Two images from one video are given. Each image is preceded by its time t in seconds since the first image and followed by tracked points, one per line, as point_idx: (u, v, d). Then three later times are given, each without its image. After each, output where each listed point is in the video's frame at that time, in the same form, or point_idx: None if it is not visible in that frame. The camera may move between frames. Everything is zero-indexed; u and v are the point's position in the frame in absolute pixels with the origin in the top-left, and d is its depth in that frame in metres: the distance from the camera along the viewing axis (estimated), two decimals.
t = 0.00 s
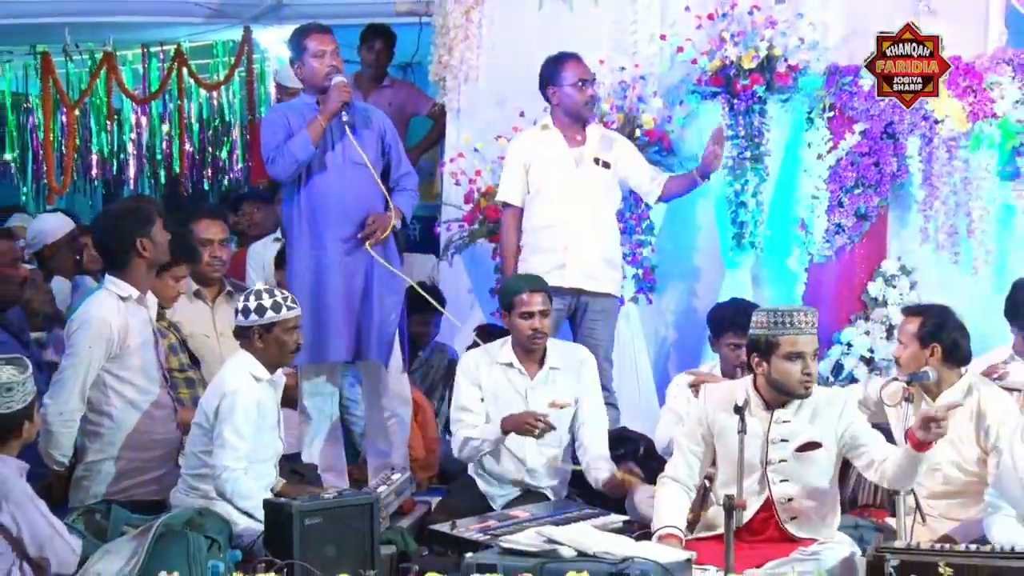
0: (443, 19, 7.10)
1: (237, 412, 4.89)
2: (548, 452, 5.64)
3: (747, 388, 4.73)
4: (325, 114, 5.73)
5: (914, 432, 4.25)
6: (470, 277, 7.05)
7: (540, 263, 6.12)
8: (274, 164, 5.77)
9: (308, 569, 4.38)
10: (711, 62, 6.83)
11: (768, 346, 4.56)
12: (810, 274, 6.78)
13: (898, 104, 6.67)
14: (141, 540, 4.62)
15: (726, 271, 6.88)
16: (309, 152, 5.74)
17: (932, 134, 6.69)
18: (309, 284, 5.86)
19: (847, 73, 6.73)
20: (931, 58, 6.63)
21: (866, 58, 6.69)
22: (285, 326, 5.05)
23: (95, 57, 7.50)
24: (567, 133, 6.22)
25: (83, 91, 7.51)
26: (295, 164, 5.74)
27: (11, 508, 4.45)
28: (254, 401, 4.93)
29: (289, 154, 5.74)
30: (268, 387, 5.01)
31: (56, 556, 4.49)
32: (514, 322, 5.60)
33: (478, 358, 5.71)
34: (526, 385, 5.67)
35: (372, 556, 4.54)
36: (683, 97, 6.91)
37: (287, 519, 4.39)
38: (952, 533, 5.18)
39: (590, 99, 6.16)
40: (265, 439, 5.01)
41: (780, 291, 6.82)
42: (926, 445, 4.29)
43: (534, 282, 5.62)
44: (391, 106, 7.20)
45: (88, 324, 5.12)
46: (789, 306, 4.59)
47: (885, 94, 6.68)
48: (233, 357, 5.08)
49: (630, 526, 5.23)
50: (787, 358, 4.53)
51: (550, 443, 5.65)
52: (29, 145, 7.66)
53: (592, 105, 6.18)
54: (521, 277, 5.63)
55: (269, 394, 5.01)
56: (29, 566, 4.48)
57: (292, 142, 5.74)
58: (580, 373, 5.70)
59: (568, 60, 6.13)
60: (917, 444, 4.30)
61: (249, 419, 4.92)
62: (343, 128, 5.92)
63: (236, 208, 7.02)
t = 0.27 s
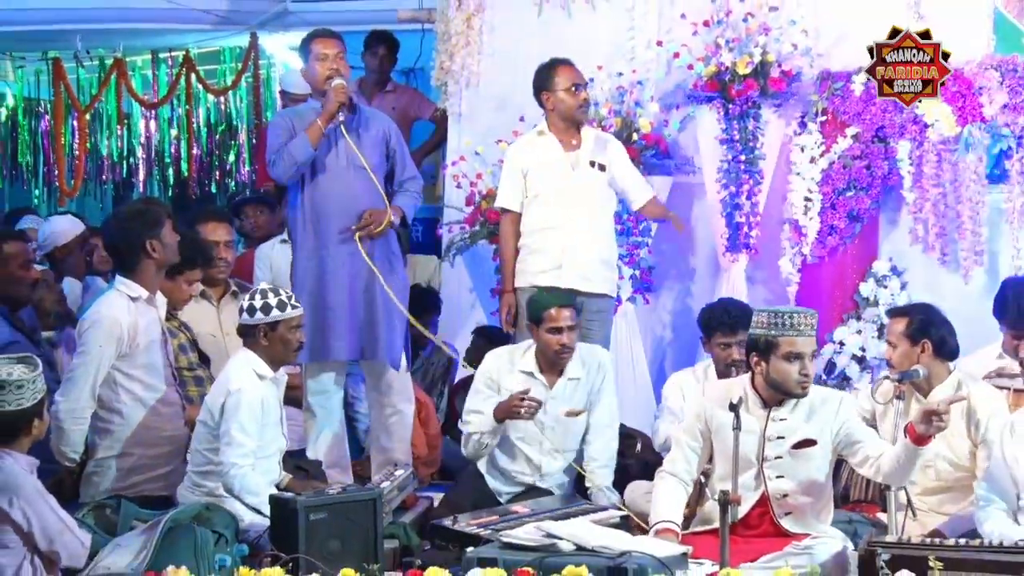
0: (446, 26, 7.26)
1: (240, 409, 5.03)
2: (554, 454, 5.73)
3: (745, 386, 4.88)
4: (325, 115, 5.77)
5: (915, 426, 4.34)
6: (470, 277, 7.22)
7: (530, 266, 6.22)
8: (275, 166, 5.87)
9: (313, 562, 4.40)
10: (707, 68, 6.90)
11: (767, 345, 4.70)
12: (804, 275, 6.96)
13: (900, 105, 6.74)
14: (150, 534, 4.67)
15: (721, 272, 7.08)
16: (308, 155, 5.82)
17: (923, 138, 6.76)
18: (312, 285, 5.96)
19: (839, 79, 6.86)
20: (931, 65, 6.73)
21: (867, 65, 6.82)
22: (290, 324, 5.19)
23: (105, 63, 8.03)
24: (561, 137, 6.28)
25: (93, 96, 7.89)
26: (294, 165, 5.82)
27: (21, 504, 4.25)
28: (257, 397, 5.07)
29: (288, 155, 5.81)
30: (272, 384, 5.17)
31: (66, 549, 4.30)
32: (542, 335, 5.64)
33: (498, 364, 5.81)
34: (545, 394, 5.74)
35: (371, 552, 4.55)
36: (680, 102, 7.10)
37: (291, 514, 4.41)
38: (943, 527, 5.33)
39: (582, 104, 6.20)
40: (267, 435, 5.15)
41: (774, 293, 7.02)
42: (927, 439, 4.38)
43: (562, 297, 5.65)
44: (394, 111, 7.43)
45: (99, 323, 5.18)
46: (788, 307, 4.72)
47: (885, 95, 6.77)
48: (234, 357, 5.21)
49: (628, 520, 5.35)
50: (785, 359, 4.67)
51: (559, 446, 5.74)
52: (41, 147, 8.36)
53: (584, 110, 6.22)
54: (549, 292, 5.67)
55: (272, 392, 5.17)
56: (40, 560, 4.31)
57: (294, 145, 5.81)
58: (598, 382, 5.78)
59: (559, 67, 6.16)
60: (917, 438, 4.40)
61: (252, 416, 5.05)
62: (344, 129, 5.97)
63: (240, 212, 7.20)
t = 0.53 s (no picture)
0: (446, 29, 7.34)
1: (241, 409, 5.07)
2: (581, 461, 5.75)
3: (746, 387, 4.94)
4: (314, 115, 5.85)
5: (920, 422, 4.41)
6: (471, 278, 7.27)
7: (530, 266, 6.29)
8: (270, 165, 5.94)
9: (314, 561, 4.44)
10: (705, 71, 6.89)
11: (772, 351, 4.73)
12: (801, 276, 7.05)
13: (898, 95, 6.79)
14: (153, 533, 4.70)
15: (719, 273, 7.16)
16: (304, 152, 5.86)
17: (920, 140, 6.79)
18: (310, 284, 6.00)
19: (836, 82, 6.90)
20: (931, 71, 6.84)
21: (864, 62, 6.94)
22: (287, 325, 5.26)
23: (109, 66, 8.09)
24: (560, 137, 6.35)
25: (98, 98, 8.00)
26: (288, 164, 5.88)
27: (27, 504, 4.30)
28: (257, 397, 5.12)
29: (282, 155, 5.89)
30: (271, 383, 5.22)
31: (71, 548, 4.35)
32: (590, 353, 5.56)
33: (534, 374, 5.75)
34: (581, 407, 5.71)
35: (371, 550, 4.60)
36: (678, 104, 7.13)
37: (293, 513, 4.45)
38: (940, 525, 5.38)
39: (582, 104, 6.27)
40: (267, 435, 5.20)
41: (771, 293, 7.11)
42: (931, 437, 4.44)
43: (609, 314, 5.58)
44: (396, 113, 7.49)
45: (104, 323, 5.22)
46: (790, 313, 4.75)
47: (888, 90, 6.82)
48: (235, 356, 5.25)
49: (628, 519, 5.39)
50: (788, 365, 4.70)
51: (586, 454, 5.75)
52: (46, 150, 8.40)
53: (583, 110, 6.29)
54: (596, 309, 5.58)
55: (271, 390, 5.22)
56: (46, 558, 4.37)
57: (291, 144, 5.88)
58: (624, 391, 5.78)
59: (557, 68, 6.26)
60: (921, 437, 4.46)
61: (253, 416, 5.09)
62: (343, 129, 6.02)
63: (242, 214, 7.25)
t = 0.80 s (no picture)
0: (446, 30, 7.33)
1: (243, 410, 5.07)
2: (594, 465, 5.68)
3: (747, 388, 4.94)
4: (308, 113, 5.81)
5: (923, 426, 4.40)
6: (471, 281, 7.30)
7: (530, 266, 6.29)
8: (264, 164, 5.95)
9: (315, 562, 4.45)
10: (705, 73, 6.91)
11: (773, 351, 4.73)
12: (801, 277, 7.02)
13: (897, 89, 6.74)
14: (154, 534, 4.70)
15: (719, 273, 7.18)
16: (294, 151, 5.86)
17: (920, 141, 6.78)
18: (307, 284, 5.99)
19: (837, 82, 6.87)
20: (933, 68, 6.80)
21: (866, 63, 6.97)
22: (290, 325, 5.28)
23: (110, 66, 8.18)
24: (558, 138, 6.34)
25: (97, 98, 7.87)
26: (280, 163, 5.89)
27: (28, 506, 4.30)
28: (259, 398, 5.12)
29: (275, 154, 5.90)
30: (275, 386, 5.23)
31: (70, 550, 4.37)
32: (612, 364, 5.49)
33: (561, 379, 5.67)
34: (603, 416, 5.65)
35: (371, 551, 4.61)
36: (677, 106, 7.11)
37: (295, 513, 4.46)
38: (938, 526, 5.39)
39: (580, 107, 6.25)
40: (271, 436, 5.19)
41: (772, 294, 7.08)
42: (933, 441, 4.44)
43: (636, 326, 5.48)
44: (395, 114, 7.45)
45: (104, 324, 5.22)
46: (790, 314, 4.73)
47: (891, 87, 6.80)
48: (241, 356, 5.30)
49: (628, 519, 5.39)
50: (789, 365, 4.69)
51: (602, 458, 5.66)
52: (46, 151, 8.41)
53: (582, 113, 6.27)
54: (628, 321, 5.48)
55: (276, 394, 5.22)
56: (46, 559, 4.39)
57: (287, 143, 5.87)
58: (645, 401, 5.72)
59: (556, 70, 6.25)
60: (924, 441, 4.46)
61: (255, 418, 5.09)
62: (341, 129, 6.01)
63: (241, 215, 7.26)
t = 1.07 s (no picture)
0: (443, 30, 7.30)
1: (256, 411, 5.06)
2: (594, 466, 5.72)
3: (744, 388, 4.93)
4: (299, 114, 5.84)
5: (919, 428, 4.39)
6: (468, 281, 7.29)
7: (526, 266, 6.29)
8: (257, 164, 5.98)
9: (310, 563, 4.45)
10: (702, 73, 6.88)
11: (769, 351, 4.73)
12: (797, 278, 7.00)
13: (899, 99, 6.76)
14: (149, 535, 4.69)
15: (715, 273, 7.16)
16: (285, 151, 5.88)
17: (916, 141, 6.77)
18: (299, 283, 5.99)
19: (833, 83, 6.86)
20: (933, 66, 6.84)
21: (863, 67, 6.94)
22: (310, 330, 5.28)
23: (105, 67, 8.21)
24: (555, 139, 6.35)
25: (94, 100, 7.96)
26: (272, 163, 5.92)
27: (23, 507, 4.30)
28: (274, 401, 5.11)
29: (268, 155, 5.92)
30: (293, 393, 5.21)
31: (66, 551, 4.37)
32: (609, 367, 5.52)
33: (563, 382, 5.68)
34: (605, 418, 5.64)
35: (367, 550, 4.61)
36: (674, 106, 7.13)
37: (290, 514, 4.46)
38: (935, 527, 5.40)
39: (578, 108, 6.23)
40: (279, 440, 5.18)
41: (768, 293, 7.06)
42: (928, 442, 4.44)
43: (637, 329, 5.48)
44: (392, 114, 7.45)
45: (101, 324, 5.23)
46: (790, 314, 4.75)
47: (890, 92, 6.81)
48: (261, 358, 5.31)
49: (624, 519, 5.39)
50: (785, 365, 4.70)
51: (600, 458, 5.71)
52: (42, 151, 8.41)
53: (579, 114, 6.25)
54: (630, 325, 5.48)
55: (292, 400, 5.20)
56: (42, 560, 4.38)
57: (280, 144, 5.89)
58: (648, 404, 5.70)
59: (553, 71, 6.22)
60: (920, 442, 4.45)
61: (267, 420, 5.08)
62: (336, 128, 6.01)
63: (238, 214, 7.26)
